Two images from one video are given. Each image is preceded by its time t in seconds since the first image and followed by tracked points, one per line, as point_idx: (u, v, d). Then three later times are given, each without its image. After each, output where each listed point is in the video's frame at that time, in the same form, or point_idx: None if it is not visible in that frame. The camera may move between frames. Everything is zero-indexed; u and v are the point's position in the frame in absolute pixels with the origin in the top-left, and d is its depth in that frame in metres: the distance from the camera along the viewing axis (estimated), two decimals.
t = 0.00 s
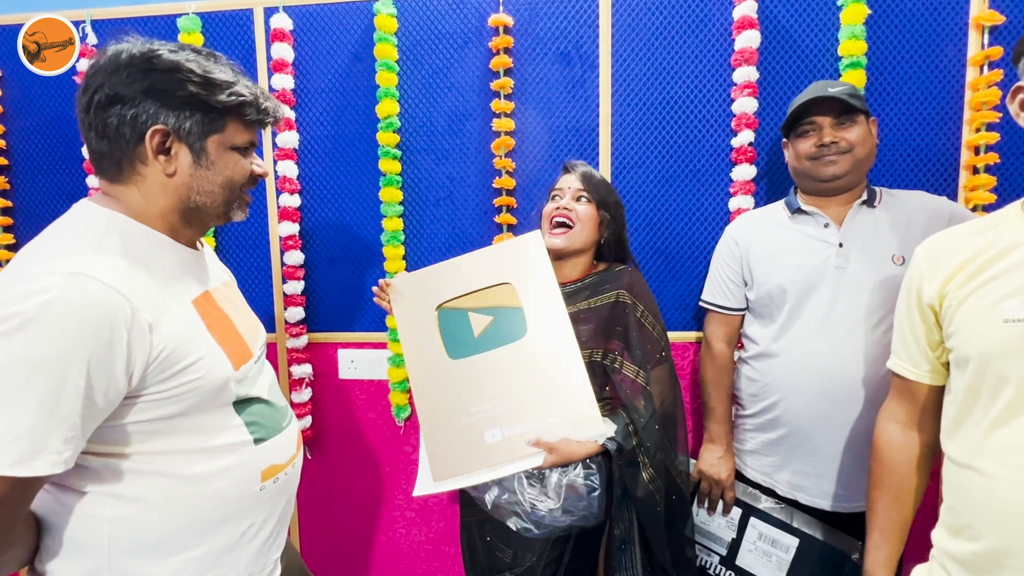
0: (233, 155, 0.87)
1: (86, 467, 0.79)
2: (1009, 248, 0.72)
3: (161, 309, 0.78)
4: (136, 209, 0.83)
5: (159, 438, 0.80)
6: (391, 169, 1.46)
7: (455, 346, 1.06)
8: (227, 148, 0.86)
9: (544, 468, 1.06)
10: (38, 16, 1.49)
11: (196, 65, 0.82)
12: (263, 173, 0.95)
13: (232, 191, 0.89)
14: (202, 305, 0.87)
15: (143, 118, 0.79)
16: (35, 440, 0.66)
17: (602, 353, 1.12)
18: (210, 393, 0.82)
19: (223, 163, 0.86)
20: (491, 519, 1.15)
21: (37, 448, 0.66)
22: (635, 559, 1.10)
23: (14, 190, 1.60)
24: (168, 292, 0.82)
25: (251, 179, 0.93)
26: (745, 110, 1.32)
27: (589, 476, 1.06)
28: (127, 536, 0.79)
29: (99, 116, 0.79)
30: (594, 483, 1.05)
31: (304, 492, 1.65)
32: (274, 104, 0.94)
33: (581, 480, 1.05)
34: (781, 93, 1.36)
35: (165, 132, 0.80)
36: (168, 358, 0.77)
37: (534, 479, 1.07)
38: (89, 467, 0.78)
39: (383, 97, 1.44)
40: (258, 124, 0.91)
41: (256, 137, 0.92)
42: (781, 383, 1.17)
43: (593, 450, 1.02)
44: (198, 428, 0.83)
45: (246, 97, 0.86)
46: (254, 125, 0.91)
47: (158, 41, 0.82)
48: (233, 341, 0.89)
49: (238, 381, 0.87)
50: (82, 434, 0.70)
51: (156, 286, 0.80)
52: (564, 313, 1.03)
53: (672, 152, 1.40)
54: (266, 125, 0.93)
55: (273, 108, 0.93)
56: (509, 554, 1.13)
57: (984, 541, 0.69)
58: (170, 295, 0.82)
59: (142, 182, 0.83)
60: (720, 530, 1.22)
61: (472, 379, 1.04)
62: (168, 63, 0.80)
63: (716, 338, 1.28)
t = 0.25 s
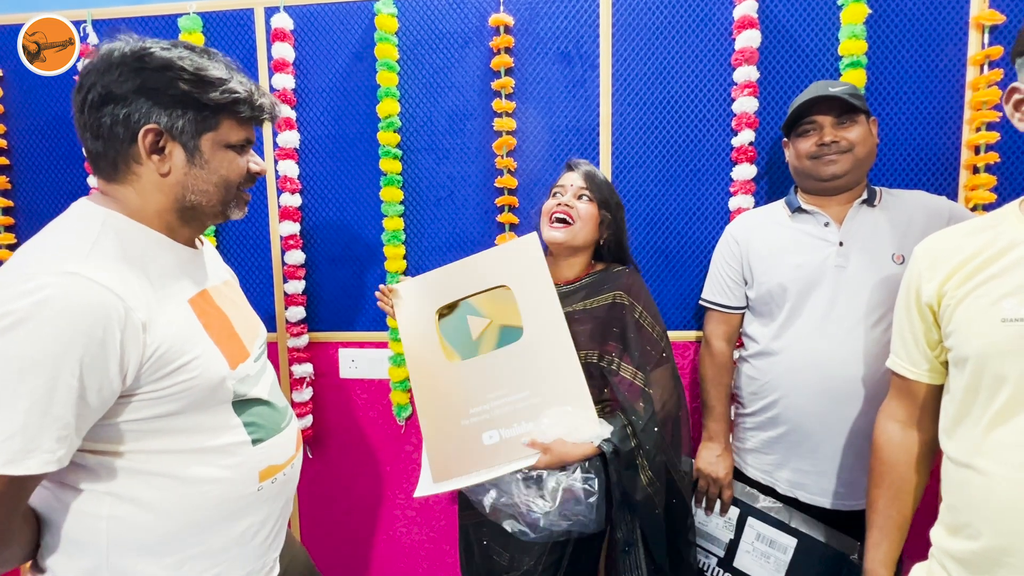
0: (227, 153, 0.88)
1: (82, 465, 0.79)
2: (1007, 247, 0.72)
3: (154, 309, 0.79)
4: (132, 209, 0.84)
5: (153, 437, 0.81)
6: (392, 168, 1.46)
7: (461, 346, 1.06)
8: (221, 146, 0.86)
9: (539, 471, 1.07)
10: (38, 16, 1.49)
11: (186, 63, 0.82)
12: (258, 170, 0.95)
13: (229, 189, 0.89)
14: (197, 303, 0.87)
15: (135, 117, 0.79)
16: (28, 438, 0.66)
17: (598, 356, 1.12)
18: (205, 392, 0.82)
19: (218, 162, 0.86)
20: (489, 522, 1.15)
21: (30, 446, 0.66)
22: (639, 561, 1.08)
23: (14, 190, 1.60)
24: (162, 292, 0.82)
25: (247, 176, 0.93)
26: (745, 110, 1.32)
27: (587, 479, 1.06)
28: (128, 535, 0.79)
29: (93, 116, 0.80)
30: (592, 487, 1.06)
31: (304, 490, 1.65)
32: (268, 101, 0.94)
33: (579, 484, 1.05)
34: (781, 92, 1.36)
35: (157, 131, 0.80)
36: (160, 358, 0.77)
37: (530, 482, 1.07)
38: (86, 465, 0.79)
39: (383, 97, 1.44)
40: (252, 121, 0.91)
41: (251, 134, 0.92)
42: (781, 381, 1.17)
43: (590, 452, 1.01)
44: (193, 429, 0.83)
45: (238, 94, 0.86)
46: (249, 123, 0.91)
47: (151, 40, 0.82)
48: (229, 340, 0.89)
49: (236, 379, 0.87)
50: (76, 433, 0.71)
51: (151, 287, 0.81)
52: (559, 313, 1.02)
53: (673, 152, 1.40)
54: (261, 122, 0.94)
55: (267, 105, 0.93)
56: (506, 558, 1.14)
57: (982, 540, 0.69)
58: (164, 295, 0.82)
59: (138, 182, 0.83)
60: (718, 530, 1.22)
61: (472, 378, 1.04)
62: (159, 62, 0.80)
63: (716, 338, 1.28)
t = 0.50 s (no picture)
0: (226, 152, 0.88)
1: (92, 458, 0.80)
2: (1007, 246, 0.72)
3: (155, 306, 0.79)
4: (135, 207, 0.84)
5: (157, 432, 0.81)
6: (393, 168, 1.47)
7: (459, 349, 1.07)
8: (219, 145, 0.86)
9: (531, 475, 1.07)
10: (38, 16, 1.49)
11: (181, 63, 0.82)
12: (257, 167, 0.95)
13: (229, 188, 0.89)
14: (200, 299, 0.87)
15: (132, 118, 0.80)
16: (32, 434, 0.67)
17: (590, 356, 1.11)
18: (209, 388, 0.82)
19: (216, 160, 0.87)
20: (483, 526, 1.19)
21: (34, 441, 0.67)
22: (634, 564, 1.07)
23: (17, 189, 1.61)
24: (165, 290, 0.82)
25: (247, 174, 0.93)
26: (747, 109, 1.32)
27: (580, 485, 1.05)
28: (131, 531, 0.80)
29: (92, 118, 0.80)
30: (584, 493, 1.05)
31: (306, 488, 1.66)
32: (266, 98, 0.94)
33: (571, 490, 1.04)
34: (783, 92, 1.37)
35: (155, 131, 0.81)
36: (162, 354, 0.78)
37: (522, 485, 1.08)
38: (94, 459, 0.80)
39: (385, 96, 1.44)
40: (250, 119, 0.91)
41: (251, 132, 0.92)
42: (782, 380, 1.17)
43: (580, 455, 1.00)
44: (199, 421, 0.83)
45: (234, 93, 0.85)
46: (247, 121, 0.90)
47: (149, 40, 0.83)
48: (234, 336, 0.89)
49: (241, 374, 0.87)
50: (81, 429, 0.71)
51: (154, 283, 0.81)
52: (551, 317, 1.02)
53: (674, 152, 1.41)
54: (260, 118, 0.93)
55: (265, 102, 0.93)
56: (499, 561, 1.16)
57: (981, 537, 0.69)
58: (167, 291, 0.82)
59: (141, 181, 0.83)
60: (716, 532, 1.24)
61: (473, 377, 1.04)
62: (155, 63, 0.80)
63: (717, 336, 1.29)
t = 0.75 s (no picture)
0: (226, 146, 0.88)
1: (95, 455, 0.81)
2: (1007, 245, 0.72)
3: (152, 288, 0.81)
4: (143, 203, 0.87)
5: (158, 413, 0.83)
6: (395, 168, 1.47)
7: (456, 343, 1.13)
8: (219, 139, 0.87)
9: (518, 465, 1.07)
10: (38, 16, 1.50)
11: (179, 59, 0.83)
12: (260, 161, 0.95)
13: (229, 181, 0.90)
14: (204, 285, 0.89)
15: (134, 114, 0.81)
16: (27, 407, 0.70)
17: (576, 347, 1.11)
18: (205, 370, 0.84)
19: (216, 154, 0.87)
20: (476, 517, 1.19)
21: (29, 413, 0.70)
22: (617, 557, 1.07)
23: (18, 189, 1.61)
24: (166, 275, 0.84)
25: (250, 168, 0.94)
26: (748, 109, 1.32)
27: (565, 477, 1.04)
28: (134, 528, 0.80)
29: (102, 116, 0.83)
30: (568, 485, 1.04)
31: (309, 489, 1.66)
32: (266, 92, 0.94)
33: (556, 482, 1.04)
34: (783, 91, 1.37)
35: (155, 126, 0.82)
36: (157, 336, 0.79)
37: (508, 476, 1.08)
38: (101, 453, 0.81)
39: (386, 96, 1.44)
40: (250, 113, 0.91)
41: (252, 126, 0.92)
42: (782, 378, 1.18)
43: (561, 444, 0.99)
44: (197, 405, 0.85)
45: (230, 86, 0.86)
46: (247, 115, 0.90)
47: (151, 40, 0.85)
48: (235, 325, 0.90)
49: (242, 359, 0.88)
50: (77, 405, 0.74)
51: (155, 269, 0.83)
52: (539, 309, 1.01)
53: (675, 151, 1.41)
54: (260, 112, 0.93)
55: (265, 96, 0.93)
56: (490, 553, 1.17)
57: (980, 535, 0.70)
58: (169, 276, 0.84)
59: (146, 176, 0.86)
60: (719, 528, 1.24)
61: (474, 376, 1.04)
62: (155, 61, 0.82)
63: (717, 335, 1.29)
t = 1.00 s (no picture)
0: (229, 142, 0.91)
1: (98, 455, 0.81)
2: (1008, 244, 0.73)
3: (154, 276, 0.84)
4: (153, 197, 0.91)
5: (156, 399, 0.86)
6: (396, 168, 1.47)
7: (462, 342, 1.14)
8: (222, 136, 0.90)
9: (517, 462, 1.08)
10: (39, 16, 1.51)
11: (183, 61, 0.87)
12: (265, 160, 0.97)
13: (233, 176, 0.93)
14: (210, 277, 0.93)
15: (143, 113, 0.86)
16: (27, 384, 0.73)
17: (572, 345, 1.12)
18: (204, 358, 0.86)
19: (219, 151, 0.91)
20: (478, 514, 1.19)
21: (31, 388, 0.74)
22: (605, 554, 1.08)
23: (20, 189, 1.61)
24: (171, 266, 0.88)
25: (254, 166, 0.96)
26: (748, 109, 1.33)
27: (563, 472, 1.06)
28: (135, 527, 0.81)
29: (117, 117, 0.89)
30: (566, 480, 1.06)
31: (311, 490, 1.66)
32: (269, 92, 0.97)
33: (554, 477, 1.06)
34: (784, 91, 1.37)
35: (163, 124, 0.86)
36: (157, 323, 0.82)
37: (507, 471, 1.09)
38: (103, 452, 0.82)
39: (387, 96, 1.44)
40: (253, 112, 0.94)
41: (255, 125, 0.96)
42: (783, 378, 1.18)
43: (557, 438, 0.99)
44: (194, 394, 0.87)
45: (231, 85, 0.89)
46: (250, 114, 0.94)
47: (162, 45, 0.90)
48: (236, 318, 0.92)
49: (242, 350, 0.91)
50: (78, 386, 0.77)
51: (159, 261, 0.86)
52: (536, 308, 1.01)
53: (675, 151, 1.41)
54: (264, 112, 0.97)
55: (268, 96, 0.96)
56: (492, 550, 1.17)
57: (981, 535, 0.70)
58: (173, 267, 0.88)
59: (156, 172, 0.90)
60: (725, 524, 1.22)
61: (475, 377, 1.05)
62: (162, 63, 0.87)
63: (718, 335, 1.29)
